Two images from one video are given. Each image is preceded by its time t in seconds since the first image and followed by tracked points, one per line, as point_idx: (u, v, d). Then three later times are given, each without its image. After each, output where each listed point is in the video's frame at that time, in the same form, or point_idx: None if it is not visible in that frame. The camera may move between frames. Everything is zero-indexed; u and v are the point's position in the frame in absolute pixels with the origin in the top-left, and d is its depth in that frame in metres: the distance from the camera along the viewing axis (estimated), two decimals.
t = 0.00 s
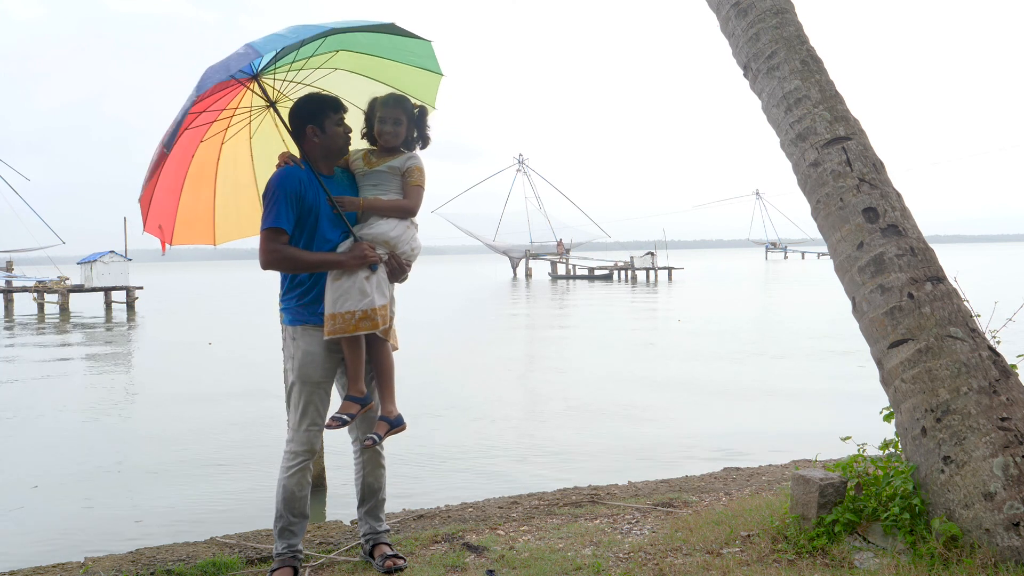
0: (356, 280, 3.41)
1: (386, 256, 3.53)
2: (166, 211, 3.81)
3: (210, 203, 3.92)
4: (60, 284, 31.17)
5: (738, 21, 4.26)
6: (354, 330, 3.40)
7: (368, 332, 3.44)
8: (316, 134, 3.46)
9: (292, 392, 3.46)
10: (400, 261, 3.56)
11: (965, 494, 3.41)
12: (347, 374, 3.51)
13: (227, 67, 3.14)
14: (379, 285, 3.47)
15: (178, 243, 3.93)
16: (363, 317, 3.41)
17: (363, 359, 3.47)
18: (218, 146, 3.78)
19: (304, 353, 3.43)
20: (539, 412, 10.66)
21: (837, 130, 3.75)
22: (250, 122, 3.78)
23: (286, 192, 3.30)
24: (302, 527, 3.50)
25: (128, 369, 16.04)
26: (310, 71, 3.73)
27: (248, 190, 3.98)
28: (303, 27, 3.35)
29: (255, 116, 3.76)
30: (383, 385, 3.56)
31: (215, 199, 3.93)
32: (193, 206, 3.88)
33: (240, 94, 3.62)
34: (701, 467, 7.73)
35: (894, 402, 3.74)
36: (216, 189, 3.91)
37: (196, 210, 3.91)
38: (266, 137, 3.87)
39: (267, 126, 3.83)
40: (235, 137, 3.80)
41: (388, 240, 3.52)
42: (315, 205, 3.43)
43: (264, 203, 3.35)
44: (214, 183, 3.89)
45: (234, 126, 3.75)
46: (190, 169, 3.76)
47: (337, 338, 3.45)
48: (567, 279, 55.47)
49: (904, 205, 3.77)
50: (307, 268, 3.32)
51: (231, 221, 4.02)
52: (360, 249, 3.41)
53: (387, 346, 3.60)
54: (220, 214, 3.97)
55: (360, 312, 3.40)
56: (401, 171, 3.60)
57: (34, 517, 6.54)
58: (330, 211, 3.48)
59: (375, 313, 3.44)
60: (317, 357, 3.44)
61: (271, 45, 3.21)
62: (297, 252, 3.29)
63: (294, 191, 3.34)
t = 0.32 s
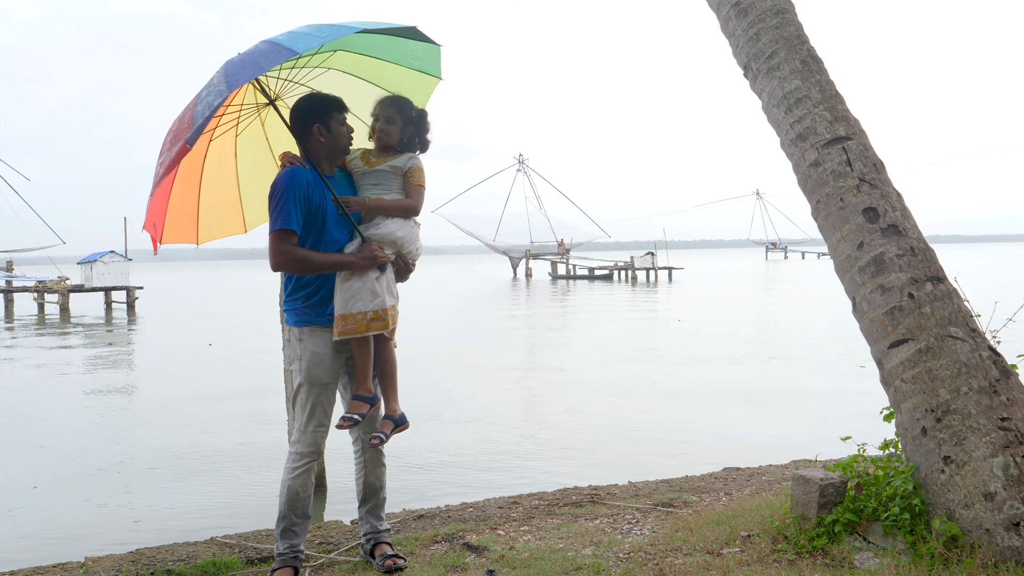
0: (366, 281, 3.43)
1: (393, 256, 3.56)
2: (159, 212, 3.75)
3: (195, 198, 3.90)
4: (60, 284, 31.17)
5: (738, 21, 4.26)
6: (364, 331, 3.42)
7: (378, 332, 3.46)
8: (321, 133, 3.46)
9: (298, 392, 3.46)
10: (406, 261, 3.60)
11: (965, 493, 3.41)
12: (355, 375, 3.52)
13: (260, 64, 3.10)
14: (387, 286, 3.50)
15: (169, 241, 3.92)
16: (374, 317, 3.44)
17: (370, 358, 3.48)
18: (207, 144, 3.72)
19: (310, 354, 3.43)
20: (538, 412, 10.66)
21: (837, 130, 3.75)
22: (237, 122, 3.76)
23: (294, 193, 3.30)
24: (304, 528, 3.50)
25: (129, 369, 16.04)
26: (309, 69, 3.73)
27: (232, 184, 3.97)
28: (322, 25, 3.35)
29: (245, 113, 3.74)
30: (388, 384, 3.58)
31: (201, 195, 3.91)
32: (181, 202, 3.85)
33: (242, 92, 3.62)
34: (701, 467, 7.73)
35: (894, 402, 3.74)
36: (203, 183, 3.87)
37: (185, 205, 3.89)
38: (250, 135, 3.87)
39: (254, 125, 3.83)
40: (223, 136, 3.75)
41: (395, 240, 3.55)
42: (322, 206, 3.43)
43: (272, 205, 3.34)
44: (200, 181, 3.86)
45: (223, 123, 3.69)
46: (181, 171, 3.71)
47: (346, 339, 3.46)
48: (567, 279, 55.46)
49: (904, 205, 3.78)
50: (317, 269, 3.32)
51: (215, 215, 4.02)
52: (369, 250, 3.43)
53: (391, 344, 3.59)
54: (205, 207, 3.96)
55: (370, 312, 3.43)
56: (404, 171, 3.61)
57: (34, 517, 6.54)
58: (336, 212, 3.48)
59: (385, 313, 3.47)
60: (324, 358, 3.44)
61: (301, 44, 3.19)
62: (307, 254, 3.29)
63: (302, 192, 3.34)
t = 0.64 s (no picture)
0: (370, 279, 3.43)
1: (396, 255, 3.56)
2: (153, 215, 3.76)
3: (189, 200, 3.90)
4: (60, 284, 31.16)
5: (738, 21, 4.26)
6: (371, 329, 3.42)
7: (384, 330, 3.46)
8: (321, 132, 3.47)
9: (302, 392, 3.46)
10: (409, 259, 3.60)
11: (965, 493, 3.41)
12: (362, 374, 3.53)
13: (270, 57, 3.11)
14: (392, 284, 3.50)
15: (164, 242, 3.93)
16: (380, 315, 3.43)
17: (377, 357, 3.49)
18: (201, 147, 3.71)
19: (315, 355, 3.43)
20: (538, 412, 10.66)
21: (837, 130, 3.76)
22: (230, 125, 3.74)
23: (296, 193, 3.30)
24: (305, 528, 3.50)
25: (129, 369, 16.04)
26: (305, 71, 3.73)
27: (226, 185, 3.96)
28: (330, 22, 3.37)
29: (237, 117, 3.71)
30: (395, 382, 3.59)
31: (194, 197, 3.91)
32: (176, 203, 3.85)
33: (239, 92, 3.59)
34: (702, 467, 7.73)
35: (894, 402, 3.74)
36: (197, 185, 3.87)
37: (179, 207, 3.89)
38: (244, 140, 3.85)
39: (246, 129, 3.81)
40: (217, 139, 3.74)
41: (398, 238, 3.55)
42: (324, 206, 3.43)
43: (273, 206, 3.33)
44: (194, 184, 3.86)
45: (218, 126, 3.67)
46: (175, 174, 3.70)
47: (351, 339, 3.46)
48: (567, 279, 55.41)
49: (904, 205, 3.78)
50: (320, 269, 3.31)
51: (208, 217, 4.02)
52: (371, 248, 3.43)
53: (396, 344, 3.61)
54: (200, 209, 3.96)
55: (377, 310, 3.42)
56: (404, 170, 3.61)
57: (33, 517, 6.53)
58: (337, 212, 3.48)
59: (391, 310, 3.47)
60: (329, 358, 3.44)
61: (311, 36, 3.24)
62: (309, 254, 3.29)
63: (304, 192, 3.33)
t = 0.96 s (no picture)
0: (370, 275, 3.42)
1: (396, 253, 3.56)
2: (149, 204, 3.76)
3: (189, 197, 3.89)
4: (60, 284, 31.17)
5: (738, 21, 4.27)
6: (373, 325, 3.40)
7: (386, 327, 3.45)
8: (321, 131, 3.47)
9: (302, 392, 3.46)
10: (409, 257, 3.60)
11: (965, 493, 3.41)
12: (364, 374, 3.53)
13: (270, 43, 3.12)
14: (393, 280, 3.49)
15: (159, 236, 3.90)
16: (381, 312, 3.42)
17: (380, 357, 3.48)
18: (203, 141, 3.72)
19: (314, 354, 3.44)
20: (539, 412, 10.66)
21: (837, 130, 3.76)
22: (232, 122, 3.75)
23: (295, 192, 3.30)
24: (305, 528, 3.50)
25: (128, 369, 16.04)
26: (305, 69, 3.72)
27: (226, 183, 3.96)
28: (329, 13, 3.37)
29: (238, 113, 3.71)
30: (397, 382, 3.59)
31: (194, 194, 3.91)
32: (175, 197, 3.84)
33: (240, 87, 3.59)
34: (703, 467, 7.73)
35: (894, 402, 3.74)
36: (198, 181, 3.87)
37: (177, 202, 3.88)
38: (245, 137, 3.86)
39: (247, 126, 3.81)
40: (218, 135, 3.75)
41: (398, 236, 3.55)
42: (323, 205, 3.43)
43: (273, 205, 3.33)
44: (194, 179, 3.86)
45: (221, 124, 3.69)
46: (175, 166, 3.71)
47: (353, 338, 3.46)
48: (567, 279, 55.41)
49: (904, 205, 3.78)
50: (321, 267, 3.31)
51: (207, 213, 4.01)
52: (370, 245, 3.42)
53: (397, 343, 3.60)
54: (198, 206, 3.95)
55: (378, 307, 3.41)
56: (404, 169, 3.61)
57: (32, 518, 6.52)
58: (338, 211, 3.48)
59: (393, 306, 3.46)
60: (328, 358, 3.45)
61: (310, 23, 3.25)
62: (309, 252, 3.29)
63: (302, 191, 3.33)
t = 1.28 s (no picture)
0: (365, 276, 3.41)
1: (394, 254, 3.56)
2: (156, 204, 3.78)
3: (196, 199, 3.91)
4: (60, 284, 31.18)
5: (738, 21, 4.30)
6: (367, 326, 3.40)
7: (381, 327, 3.45)
8: (322, 130, 3.47)
9: (298, 392, 3.46)
10: (407, 258, 3.59)
11: (965, 493, 3.42)
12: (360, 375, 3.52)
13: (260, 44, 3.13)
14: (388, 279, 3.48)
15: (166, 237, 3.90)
16: (376, 313, 3.42)
17: (376, 358, 3.47)
18: (210, 140, 3.75)
19: (311, 354, 3.44)
20: (539, 412, 10.65)
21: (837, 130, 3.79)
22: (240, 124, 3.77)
23: (292, 191, 3.30)
24: (304, 528, 3.51)
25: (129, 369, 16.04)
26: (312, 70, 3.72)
27: (234, 185, 3.96)
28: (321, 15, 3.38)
29: (246, 113, 3.73)
30: (395, 384, 3.59)
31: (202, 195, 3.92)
32: (183, 198, 3.86)
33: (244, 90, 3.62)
34: (704, 467, 7.73)
35: (894, 402, 3.75)
36: (205, 182, 3.88)
37: (185, 203, 3.89)
38: (253, 139, 3.87)
39: (256, 126, 3.82)
40: (226, 136, 3.78)
41: (395, 237, 3.54)
42: (321, 204, 3.43)
43: (270, 204, 3.34)
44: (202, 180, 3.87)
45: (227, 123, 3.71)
46: (180, 167, 3.74)
47: (348, 338, 3.45)
48: (567, 279, 55.42)
49: (904, 205, 3.81)
50: (316, 267, 3.32)
51: (215, 215, 4.01)
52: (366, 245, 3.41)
53: (395, 344, 3.60)
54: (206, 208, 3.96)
55: (372, 307, 3.41)
56: (405, 169, 3.61)
57: (32, 518, 6.52)
58: (336, 211, 3.48)
59: (387, 307, 3.45)
60: (325, 358, 3.45)
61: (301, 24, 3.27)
62: (304, 252, 3.29)
63: (299, 190, 3.34)
